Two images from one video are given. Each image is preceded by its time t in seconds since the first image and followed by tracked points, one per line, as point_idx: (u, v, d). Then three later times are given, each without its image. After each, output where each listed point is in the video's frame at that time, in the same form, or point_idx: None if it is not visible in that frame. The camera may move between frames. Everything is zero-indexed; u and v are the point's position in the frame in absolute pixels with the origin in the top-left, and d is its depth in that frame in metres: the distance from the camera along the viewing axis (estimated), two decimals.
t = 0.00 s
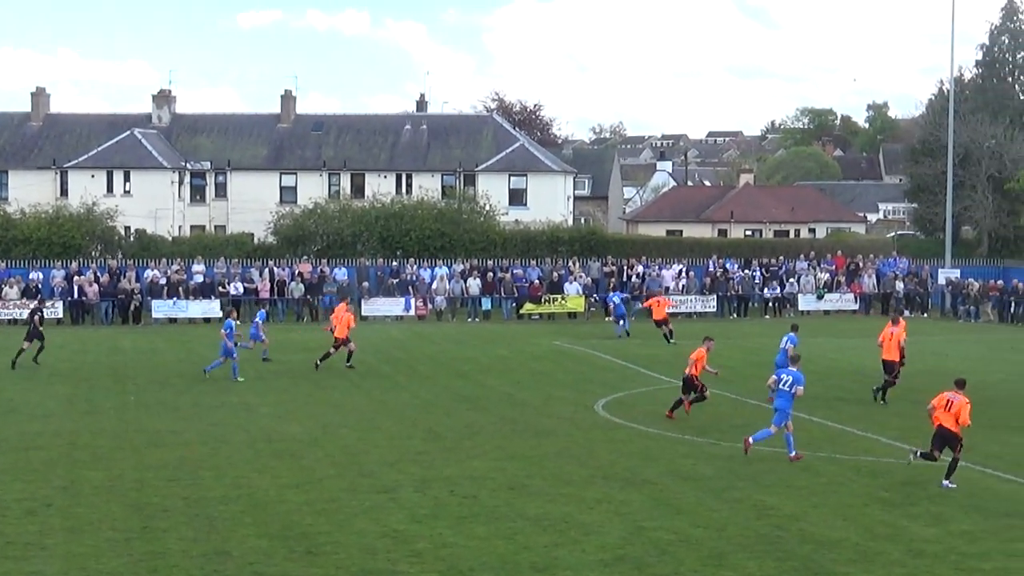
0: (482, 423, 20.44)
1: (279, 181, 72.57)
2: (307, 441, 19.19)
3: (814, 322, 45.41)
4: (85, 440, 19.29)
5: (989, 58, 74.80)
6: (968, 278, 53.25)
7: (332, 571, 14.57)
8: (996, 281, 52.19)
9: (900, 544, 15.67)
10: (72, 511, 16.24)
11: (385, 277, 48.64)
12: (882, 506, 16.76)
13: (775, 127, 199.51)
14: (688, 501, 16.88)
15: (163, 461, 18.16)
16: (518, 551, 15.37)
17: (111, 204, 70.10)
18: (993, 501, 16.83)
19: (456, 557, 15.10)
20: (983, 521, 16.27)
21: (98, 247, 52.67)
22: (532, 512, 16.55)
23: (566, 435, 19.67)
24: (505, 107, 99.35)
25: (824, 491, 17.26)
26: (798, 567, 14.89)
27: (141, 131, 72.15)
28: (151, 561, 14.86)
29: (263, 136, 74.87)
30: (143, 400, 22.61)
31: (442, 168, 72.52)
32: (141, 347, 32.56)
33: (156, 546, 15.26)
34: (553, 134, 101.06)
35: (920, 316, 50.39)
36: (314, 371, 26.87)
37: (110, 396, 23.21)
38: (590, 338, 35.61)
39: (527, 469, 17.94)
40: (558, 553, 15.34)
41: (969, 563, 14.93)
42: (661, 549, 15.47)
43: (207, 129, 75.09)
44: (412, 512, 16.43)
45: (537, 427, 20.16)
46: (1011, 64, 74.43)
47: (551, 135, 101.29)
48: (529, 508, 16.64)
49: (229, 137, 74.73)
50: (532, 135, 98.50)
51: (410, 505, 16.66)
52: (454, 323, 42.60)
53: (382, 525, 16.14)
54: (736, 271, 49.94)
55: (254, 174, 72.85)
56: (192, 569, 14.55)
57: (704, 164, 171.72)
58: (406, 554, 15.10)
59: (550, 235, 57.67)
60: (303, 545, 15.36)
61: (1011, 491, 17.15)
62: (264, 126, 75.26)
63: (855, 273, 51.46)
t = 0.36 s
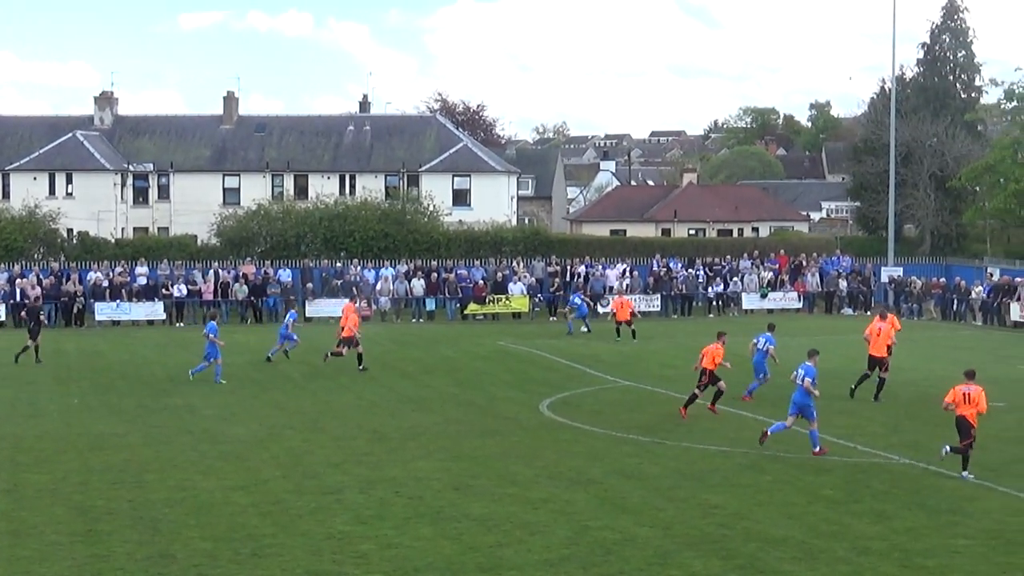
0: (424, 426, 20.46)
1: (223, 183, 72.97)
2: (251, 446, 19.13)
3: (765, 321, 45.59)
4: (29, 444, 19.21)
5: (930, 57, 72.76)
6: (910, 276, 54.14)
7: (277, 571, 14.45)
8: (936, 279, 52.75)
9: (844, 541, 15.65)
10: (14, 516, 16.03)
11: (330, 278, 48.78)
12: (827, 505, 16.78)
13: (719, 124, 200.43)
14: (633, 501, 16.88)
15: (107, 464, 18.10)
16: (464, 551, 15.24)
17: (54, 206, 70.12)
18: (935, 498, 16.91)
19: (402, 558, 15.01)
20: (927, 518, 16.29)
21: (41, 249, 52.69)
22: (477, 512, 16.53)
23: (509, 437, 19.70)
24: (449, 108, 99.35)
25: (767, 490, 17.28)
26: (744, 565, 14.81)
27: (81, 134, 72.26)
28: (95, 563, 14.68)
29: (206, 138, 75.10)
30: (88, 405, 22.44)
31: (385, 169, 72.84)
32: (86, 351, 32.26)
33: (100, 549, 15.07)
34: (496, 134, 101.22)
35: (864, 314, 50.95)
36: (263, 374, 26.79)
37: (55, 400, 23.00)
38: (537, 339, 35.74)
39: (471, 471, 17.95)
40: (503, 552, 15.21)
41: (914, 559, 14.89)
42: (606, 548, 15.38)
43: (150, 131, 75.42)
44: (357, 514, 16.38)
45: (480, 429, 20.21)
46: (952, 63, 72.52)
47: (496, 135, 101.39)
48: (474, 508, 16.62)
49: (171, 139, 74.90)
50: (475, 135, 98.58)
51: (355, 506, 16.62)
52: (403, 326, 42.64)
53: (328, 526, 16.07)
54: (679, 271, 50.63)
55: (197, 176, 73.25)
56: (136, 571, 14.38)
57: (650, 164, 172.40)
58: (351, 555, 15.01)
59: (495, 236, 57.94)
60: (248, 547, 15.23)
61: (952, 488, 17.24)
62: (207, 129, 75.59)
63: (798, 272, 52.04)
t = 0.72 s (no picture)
0: (386, 431, 20.42)
1: (186, 187, 73.20)
2: (211, 452, 19.03)
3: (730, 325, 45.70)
4: None
5: (891, 61, 72.90)
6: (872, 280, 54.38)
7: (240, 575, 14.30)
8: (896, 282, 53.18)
9: (808, 544, 15.55)
10: None
11: (293, 281, 49.15)
12: (791, 508, 16.72)
13: (681, 128, 201.14)
14: (597, 506, 16.81)
15: (66, 470, 17.95)
16: (427, 555, 15.08)
17: (15, 209, 70.50)
18: (898, 502, 16.88)
19: (365, 561, 14.89)
20: (891, 521, 16.24)
21: (1, 254, 52.64)
22: (440, 516, 16.44)
23: (471, 442, 19.66)
24: (411, 111, 99.45)
25: (730, 494, 17.25)
26: (708, 568, 14.67)
27: (42, 137, 72.44)
28: (56, 568, 14.49)
29: (168, 142, 75.11)
30: (50, 410, 22.27)
31: (347, 173, 72.99)
32: (49, 356, 32.05)
33: (62, 554, 14.88)
34: (458, 138, 101.22)
35: (826, 317, 51.28)
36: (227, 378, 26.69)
37: (16, 406, 22.82)
38: (501, 343, 35.76)
39: (433, 476, 17.89)
40: (466, 556, 15.06)
41: (878, 563, 14.77)
42: (570, 553, 15.23)
43: (112, 134, 75.45)
44: (321, 518, 16.28)
45: (442, 434, 20.18)
46: (913, 67, 72.61)
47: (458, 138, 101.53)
48: (437, 513, 16.53)
49: (133, 143, 74.92)
50: (437, 138, 98.63)
51: (318, 511, 16.55)
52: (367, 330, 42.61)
53: (291, 531, 15.94)
54: (642, 274, 51.01)
55: (159, 179, 73.32)
56: None
57: (612, 167, 172.75)
58: (315, 559, 14.89)
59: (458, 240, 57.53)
60: (210, 552, 15.07)
61: (915, 493, 17.22)
62: (169, 132, 75.66)
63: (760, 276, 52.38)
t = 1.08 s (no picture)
0: (368, 433, 20.47)
1: (168, 189, 73.09)
2: (195, 453, 19.09)
3: (712, 325, 45.77)
4: None
5: (872, 62, 72.96)
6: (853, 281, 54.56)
7: None
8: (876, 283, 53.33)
9: (789, 545, 15.59)
10: None
11: (274, 283, 49.06)
12: (772, 509, 16.80)
13: (663, 130, 201.75)
14: (579, 507, 16.86)
15: (48, 473, 17.95)
16: (409, 557, 15.08)
17: None
18: (879, 503, 16.90)
19: (347, 562, 14.88)
20: (872, 522, 16.29)
21: None
22: (421, 518, 16.47)
23: (452, 443, 19.72)
24: (394, 113, 99.52)
25: (711, 495, 17.31)
26: (689, 569, 14.67)
27: (23, 139, 72.18)
28: (38, 569, 14.47)
29: (150, 143, 75.01)
30: (32, 412, 22.27)
31: (329, 175, 73.11)
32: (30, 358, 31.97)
33: (43, 557, 14.85)
34: (440, 140, 101.26)
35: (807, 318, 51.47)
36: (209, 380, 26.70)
37: None
38: (482, 344, 35.79)
39: (415, 478, 17.93)
40: (447, 558, 15.05)
41: (858, 563, 14.81)
42: (552, 554, 15.23)
43: (93, 136, 75.33)
44: (303, 520, 16.30)
45: (423, 436, 20.22)
46: (894, 69, 72.89)
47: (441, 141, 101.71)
48: (419, 514, 16.56)
49: (114, 145, 74.78)
50: (421, 140, 98.74)
51: (301, 513, 16.56)
52: (349, 331, 42.56)
53: (273, 532, 15.95)
54: (624, 275, 51.09)
55: (140, 181, 73.21)
56: None
57: (594, 169, 172.96)
58: (298, 560, 14.90)
59: (440, 242, 57.94)
60: (193, 554, 15.06)
61: (894, 494, 17.28)
62: (150, 134, 75.56)
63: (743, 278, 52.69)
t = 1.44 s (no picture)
0: (355, 435, 20.45)
1: (152, 191, 72.99)
2: (180, 455, 19.08)
3: (697, 327, 45.82)
4: None
5: (856, 64, 72.94)
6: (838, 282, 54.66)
7: None
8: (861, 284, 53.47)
9: (775, 545, 15.59)
10: None
11: (259, 286, 48.71)
12: (758, 510, 16.83)
13: (648, 131, 201.95)
14: (565, 508, 16.87)
15: (33, 476, 17.93)
16: (395, 560, 15.03)
17: None
18: (864, 504, 16.93)
19: (332, 564, 14.87)
20: (857, 522, 16.32)
21: None
22: (406, 520, 16.46)
23: (438, 445, 19.72)
24: (379, 115, 99.48)
25: (697, 495, 17.34)
26: (674, 570, 14.66)
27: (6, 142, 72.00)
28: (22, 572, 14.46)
29: (134, 146, 74.92)
30: (15, 414, 22.25)
31: (314, 176, 73.08)
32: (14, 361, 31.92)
33: (27, 560, 14.82)
34: (425, 141, 101.25)
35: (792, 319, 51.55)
36: (194, 382, 26.68)
37: None
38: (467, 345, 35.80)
39: (401, 479, 17.93)
40: (434, 560, 15.03)
41: (843, 564, 14.82)
42: (538, 555, 15.22)
43: (78, 139, 75.23)
44: (288, 522, 16.29)
45: (410, 438, 20.23)
46: (878, 70, 72.82)
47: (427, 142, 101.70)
48: (405, 516, 16.54)
49: (99, 148, 74.66)
50: (407, 141, 98.70)
51: (286, 515, 16.54)
52: (333, 332, 42.53)
53: (258, 535, 15.93)
54: (608, 277, 51.10)
55: (125, 184, 73.14)
56: None
57: (579, 170, 173.03)
58: (282, 562, 14.89)
59: (426, 243, 57.70)
60: (178, 557, 15.04)
61: (879, 494, 17.31)
62: (135, 136, 75.48)
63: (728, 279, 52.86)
